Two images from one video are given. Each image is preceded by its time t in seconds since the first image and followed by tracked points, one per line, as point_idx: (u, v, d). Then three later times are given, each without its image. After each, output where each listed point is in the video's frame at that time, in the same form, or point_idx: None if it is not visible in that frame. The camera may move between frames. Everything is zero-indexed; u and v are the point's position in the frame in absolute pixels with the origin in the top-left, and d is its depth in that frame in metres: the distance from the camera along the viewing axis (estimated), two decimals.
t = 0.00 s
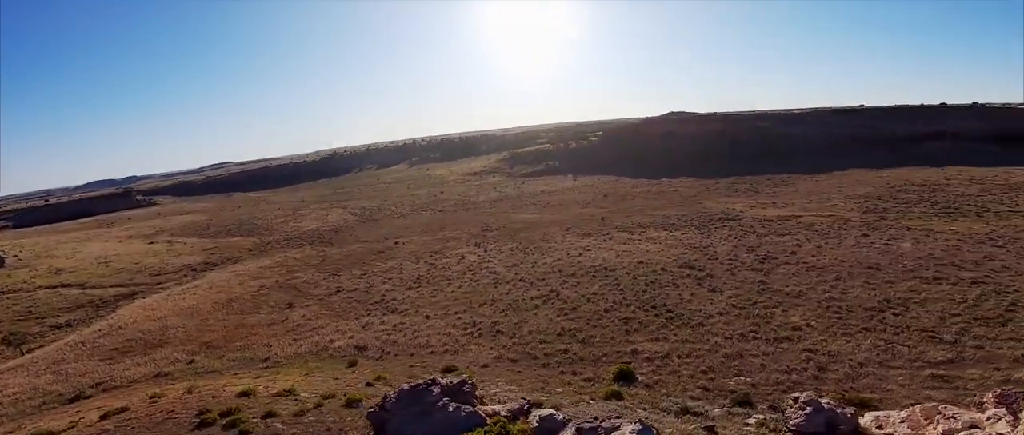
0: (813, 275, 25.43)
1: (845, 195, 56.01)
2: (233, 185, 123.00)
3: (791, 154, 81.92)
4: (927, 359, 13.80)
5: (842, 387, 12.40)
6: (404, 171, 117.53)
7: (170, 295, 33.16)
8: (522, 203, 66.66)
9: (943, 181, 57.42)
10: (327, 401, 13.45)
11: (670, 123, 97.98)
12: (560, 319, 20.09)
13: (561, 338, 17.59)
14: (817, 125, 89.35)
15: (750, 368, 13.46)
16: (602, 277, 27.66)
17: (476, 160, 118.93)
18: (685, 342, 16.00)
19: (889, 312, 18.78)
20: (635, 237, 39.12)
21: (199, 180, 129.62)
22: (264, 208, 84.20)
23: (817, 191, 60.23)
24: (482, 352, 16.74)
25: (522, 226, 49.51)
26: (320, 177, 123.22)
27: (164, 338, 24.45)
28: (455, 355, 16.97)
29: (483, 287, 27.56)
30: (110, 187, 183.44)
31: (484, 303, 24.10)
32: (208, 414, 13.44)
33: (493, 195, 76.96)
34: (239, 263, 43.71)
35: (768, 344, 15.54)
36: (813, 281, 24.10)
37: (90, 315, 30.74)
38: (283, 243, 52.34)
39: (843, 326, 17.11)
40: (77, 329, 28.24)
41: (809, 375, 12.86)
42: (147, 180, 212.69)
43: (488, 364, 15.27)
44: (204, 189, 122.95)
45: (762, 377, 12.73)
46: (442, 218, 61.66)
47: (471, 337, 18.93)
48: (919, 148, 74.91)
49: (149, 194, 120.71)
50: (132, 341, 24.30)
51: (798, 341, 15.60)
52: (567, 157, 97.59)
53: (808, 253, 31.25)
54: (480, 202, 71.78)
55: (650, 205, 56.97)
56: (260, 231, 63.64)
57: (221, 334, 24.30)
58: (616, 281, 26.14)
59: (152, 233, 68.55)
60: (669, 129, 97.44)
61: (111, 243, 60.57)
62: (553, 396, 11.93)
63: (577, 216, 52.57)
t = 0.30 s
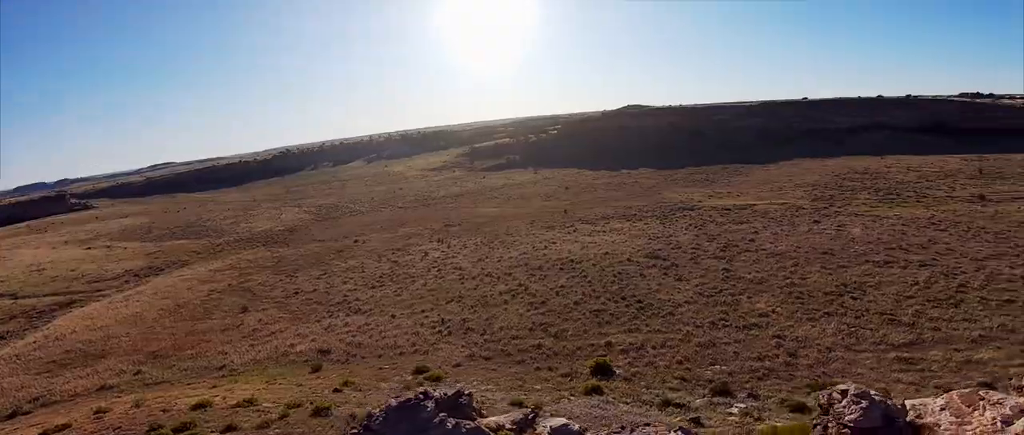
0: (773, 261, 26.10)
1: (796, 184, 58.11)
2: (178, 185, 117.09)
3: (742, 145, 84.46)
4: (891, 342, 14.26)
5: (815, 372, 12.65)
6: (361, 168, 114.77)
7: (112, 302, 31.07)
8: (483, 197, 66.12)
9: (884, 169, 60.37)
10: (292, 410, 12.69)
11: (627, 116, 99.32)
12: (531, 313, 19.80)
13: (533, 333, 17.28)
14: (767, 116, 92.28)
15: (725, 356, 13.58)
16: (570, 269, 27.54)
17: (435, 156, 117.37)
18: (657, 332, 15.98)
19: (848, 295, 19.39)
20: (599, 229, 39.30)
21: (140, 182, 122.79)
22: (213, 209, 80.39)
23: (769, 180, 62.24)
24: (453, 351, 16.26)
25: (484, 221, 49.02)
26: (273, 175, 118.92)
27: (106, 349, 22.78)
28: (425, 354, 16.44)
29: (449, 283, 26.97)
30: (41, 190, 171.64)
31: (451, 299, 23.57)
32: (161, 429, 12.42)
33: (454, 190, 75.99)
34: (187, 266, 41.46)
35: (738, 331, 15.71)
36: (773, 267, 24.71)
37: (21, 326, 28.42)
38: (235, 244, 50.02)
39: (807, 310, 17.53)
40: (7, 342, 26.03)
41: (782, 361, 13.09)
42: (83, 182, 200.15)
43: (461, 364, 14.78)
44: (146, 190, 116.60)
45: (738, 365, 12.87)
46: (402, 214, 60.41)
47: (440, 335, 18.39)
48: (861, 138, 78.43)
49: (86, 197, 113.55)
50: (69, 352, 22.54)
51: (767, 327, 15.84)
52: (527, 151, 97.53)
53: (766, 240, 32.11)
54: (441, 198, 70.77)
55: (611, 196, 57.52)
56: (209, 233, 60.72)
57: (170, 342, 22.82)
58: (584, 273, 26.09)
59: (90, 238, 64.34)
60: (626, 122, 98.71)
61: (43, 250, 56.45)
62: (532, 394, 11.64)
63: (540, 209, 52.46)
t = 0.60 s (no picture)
0: (736, 250, 26.64)
1: (751, 174, 59.81)
2: (117, 188, 110.55)
3: (698, 138, 86.27)
4: (857, 327, 14.82)
5: (789, 359, 13.15)
6: (316, 167, 111.30)
7: (45, 314, 28.78)
8: (445, 194, 65.16)
9: (831, 159, 62.93)
10: (257, 424, 11.87)
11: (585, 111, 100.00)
12: (502, 310, 19.45)
13: (505, 330, 16.93)
14: (720, 109, 94.60)
15: (700, 347, 13.80)
16: (539, 263, 27.34)
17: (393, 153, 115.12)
18: (632, 325, 15.95)
19: (810, 281, 19.96)
20: (564, 222, 39.24)
21: (75, 185, 115.31)
22: (157, 212, 76.17)
23: (725, 172, 63.81)
24: (425, 352, 15.77)
25: (447, 217, 48.23)
26: (222, 176, 113.91)
27: (42, 363, 21.03)
28: (396, 356, 15.89)
29: (416, 282, 26.30)
30: None
31: (418, 298, 22.96)
32: None
33: (415, 188, 74.62)
34: (130, 273, 38.97)
35: (710, 320, 15.86)
36: (737, 256, 25.21)
37: None
38: (182, 249, 47.40)
39: (774, 297, 17.90)
40: None
41: (756, 350, 13.50)
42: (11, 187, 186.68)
43: (434, 366, 14.33)
44: (81, 194, 109.53)
45: (714, 355, 13.21)
46: (361, 213, 58.79)
47: (410, 336, 17.84)
48: (809, 130, 81.47)
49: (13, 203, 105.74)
50: None
51: (737, 316, 16.06)
52: (487, 147, 96.78)
53: (727, 230, 32.79)
54: (401, 195, 69.34)
55: (573, 190, 57.67)
56: (154, 237, 57.43)
57: (114, 354, 21.27)
58: (552, 267, 25.95)
59: (19, 246, 59.75)
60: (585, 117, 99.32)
61: None
62: (513, 395, 11.45)
63: (503, 204, 52.05)
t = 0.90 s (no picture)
0: (701, 240, 27.00)
1: (708, 167, 61.18)
2: (52, 194, 103.66)
3: (655, 133, 87.64)
4: (826, 313, 15.19)
5: (765, 347, 13.41)
6: (271, 168, 107.48)
7: None
8: (407, 193, 63.97)
9: (783, 150, 65.09)
10: None
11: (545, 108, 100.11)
12: (473, 309, 18.99)
13: (479, 330, 16.49)
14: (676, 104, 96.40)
15: (678, 339, 13.86)
16: (508, 259, 26.96)
17: (350, 152, 112.42)
18: (608, 318, 15.82)
19: (776, 269, 20.36)
20: (530, 218, 38.97)
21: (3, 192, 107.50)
22: (97, 218, 71.78)
23: (684, 164, 65.05)
24: (396, 355, 15.19)
25: (410, 216, 47.21)
26: (168, 178, 108.46)
27: None
28: (367, 361, 15.27)
29: (382, 283, 25.49)
30: None
31: (385, 300, 22.22)
32: None
33: (374, 187, 72.96)
34: (68, 283, 36.38)
35: (684, 311, 15.89)
36: (703, 247, 25.54)
37: None
38: (126, 256, 44.67)
39: (744, 286, 18.13)
40: None
41: (733, 339, 13.71)
42: None
43: (407, 370, 13.80)
44: (11, 201, 102.13)
45: (693, 346, 13.33)
46: (320, 214, 56.96)
47: (379, 339, 17.17)
48: (760, 123, 84.02)
49: None
50: None
51: (711, 306, 16.16)
52: (447, 145, 95.59)
53: (691, 221, 33.26)
54: (361, 195, 67.65)
55: (536, 185, 57.54)
56: (94, 245, 53.96)
57: (52, 369, 19.64)
58: (522, 263, 25.63)
59: None
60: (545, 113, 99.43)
61: None
62: (498, 397, 11.26)
63: (467, 201, 51.42)
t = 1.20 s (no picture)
0: (669, 232, 27.25)
1: (669, 160, 62.18)
2: None
3: (615, 128, 88.57)
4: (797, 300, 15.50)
5: (744, 337, 13.55)
6: (222, 170, 103.15)
7: None
8: (367, 192, 62.42)
9: (739, 143, 66.78)
10: None
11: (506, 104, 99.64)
12: (446, 308, 18.50)
13: (454, 329, 16.03)
14: (635, 99, 97.69)
15: (657, 331, 13.87)
16: (477, 256, 26.49)
17: (307, 152, 109.08)
18: (586, 313, 15.66)
19: (744, 258, 20.68)
20: (496, 214, 38.51)
21: None
22: (31, 227, 67.06)
23: (645, 158, 65.92)
24: (370, 359, 14.64)
25: (372, 215, 45.95)
26: (110, 183, 102.58)
27: None
28: (340, 366, 14.63)
29: (347, 285, 24.60)
30: None
31: (352, 302, 21.43)
32: None
33: (333, 187, 70.86)
34: None
35: (661, 303, 15.89)
36: (671, 238, 25.77)
37: None
38: (65, 266, 41.78)
39: (715, 276, 18.30)
40: None
41: (711, 330, 13.82)
42: None
43: (383, 375, 13.29)
44: None
45: (674, 339, 13.37)
46: (276, 216, 54.84)
47: (349, 343, 16.49)
48: (715, 116, 86.07)
49: None
50: None
51: (686, 297, 16.22)
52: (408, 143, 93.94)
53: (657, 213, 33.58)
54: (319, 196, 65.58)
55: (500, 182, 57.12)
56: (29, 255, 50.31)
57: None
58: (491, 260, 25.21)
59: None
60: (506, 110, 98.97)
61: None
62: (484, 401, 10.91)
63: (430, 199, 50.49)
